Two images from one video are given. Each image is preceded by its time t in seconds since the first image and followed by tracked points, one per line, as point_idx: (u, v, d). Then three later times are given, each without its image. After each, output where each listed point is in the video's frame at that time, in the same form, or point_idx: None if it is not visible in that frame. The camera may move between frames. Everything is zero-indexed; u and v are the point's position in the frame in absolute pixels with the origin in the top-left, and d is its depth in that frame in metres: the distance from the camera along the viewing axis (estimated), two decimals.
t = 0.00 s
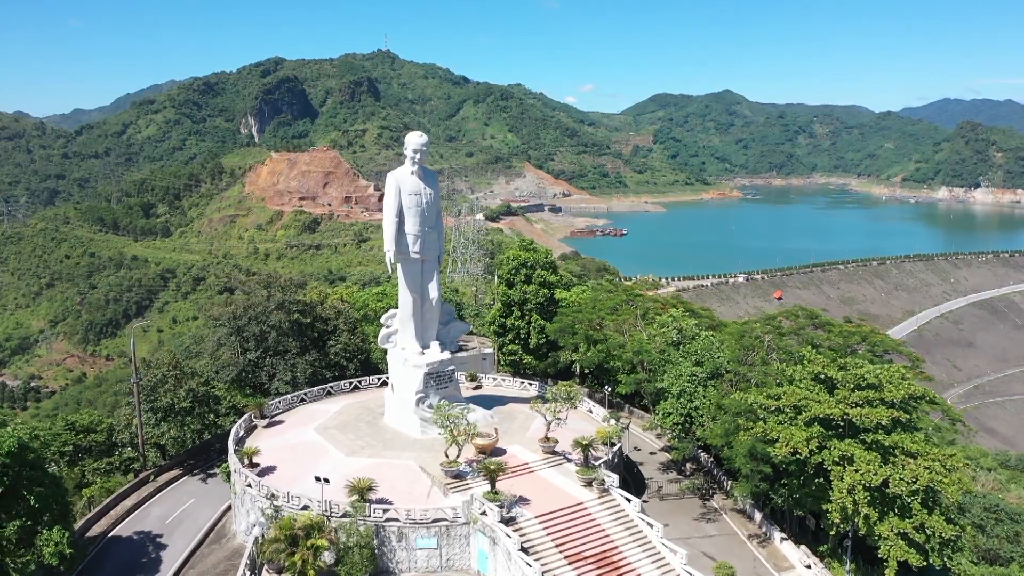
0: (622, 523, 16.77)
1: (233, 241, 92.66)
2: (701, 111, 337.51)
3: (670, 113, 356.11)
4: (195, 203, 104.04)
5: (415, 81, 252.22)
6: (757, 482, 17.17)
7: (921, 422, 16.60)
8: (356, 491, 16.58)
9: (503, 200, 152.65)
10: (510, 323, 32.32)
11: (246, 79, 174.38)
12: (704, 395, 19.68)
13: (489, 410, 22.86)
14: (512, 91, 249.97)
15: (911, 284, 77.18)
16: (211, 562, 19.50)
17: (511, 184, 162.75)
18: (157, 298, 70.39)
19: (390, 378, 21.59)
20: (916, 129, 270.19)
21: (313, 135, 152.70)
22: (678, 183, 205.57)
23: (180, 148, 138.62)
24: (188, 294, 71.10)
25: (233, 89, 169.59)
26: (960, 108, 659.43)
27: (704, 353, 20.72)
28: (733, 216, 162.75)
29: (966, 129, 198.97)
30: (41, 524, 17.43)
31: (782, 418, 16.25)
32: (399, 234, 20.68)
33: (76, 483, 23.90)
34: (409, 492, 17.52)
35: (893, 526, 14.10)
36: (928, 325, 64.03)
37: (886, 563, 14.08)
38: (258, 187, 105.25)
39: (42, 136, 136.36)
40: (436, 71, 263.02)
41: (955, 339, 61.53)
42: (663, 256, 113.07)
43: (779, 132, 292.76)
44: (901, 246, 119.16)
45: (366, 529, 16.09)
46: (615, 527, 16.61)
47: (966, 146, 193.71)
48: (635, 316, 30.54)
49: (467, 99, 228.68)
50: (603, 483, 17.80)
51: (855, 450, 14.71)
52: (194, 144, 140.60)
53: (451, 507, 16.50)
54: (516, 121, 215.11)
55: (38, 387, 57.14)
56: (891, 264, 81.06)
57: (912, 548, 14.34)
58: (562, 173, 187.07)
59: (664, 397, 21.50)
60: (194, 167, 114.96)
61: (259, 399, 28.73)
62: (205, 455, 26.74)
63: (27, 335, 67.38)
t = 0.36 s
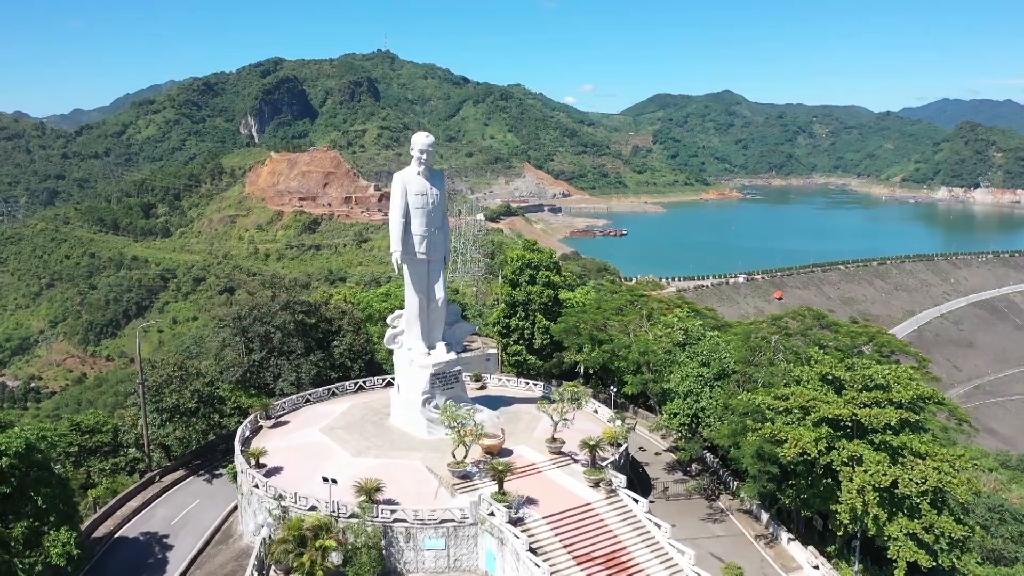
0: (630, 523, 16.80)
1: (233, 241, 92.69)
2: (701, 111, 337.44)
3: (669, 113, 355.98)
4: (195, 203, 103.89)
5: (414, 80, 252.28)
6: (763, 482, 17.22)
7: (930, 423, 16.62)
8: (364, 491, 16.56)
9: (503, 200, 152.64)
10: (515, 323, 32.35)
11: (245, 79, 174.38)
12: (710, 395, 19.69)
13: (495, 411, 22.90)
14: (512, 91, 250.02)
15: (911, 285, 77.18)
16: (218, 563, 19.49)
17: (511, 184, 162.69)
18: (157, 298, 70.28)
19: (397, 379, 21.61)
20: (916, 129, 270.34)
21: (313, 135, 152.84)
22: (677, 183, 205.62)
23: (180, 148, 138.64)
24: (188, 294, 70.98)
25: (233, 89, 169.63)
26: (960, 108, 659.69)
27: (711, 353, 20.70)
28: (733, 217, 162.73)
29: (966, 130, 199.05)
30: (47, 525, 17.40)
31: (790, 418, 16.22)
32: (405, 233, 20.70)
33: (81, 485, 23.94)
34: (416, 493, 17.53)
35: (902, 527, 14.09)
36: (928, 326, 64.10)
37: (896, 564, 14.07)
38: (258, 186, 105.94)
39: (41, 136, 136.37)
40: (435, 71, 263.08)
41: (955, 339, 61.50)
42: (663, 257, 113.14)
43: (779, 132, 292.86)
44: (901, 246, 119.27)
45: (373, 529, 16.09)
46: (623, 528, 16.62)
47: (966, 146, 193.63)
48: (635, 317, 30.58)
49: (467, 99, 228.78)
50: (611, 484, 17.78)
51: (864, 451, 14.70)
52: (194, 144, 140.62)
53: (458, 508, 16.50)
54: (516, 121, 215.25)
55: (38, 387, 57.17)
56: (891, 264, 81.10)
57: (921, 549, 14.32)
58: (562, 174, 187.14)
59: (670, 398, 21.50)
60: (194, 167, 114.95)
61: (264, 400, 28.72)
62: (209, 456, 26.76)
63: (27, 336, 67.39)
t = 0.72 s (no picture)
0: (636, 523, 16.78)
1: (230, 241, 92.61)
2: (698, 111, 338.04)
3: (666, 113, 356.26)
4: (192, 204, 103.67)
5: (411, 81, 252.31)
6: (770, 482, 17.22)
7: (936, 423, 16.63)
8: (370, 492, 16.56)
9: (501, 200, 152.72)
10: (517, 324, 32.28)
11: (242, 79, 174.23)
12: (715, 396, 19.71)
13: (499, 411, 22.91)
14: (509, 92, 250.23)
15: (908, 285, 77.30)
16: (223, 564, 19.46)
17: (509, 184, 162.71)
18: (155, 299, 69.98)
19: (401, 379, 21.59)
20: (913, 129, 270.85)
21: (310, 135, 152.84)
22: (675, 183, 205.82)
23: (177, 148, 138.55)
24: (185, 295, 70.82)
25: (230, 90, 169.59)
26: (957, 109, 661.21)
27: (715, 354, 20.72)
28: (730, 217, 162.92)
29: (963, 130, 199.41)
30: (52, 526, 17.26)
31: (796, 418, 16.26)
32: (410, 234, 20.69)
33: (84, 485, 23.89)
34: (422, 494, 17.53)
35: (909, 526, 14.08)
36: (926, 326, 64.21)
37: (903, 563, 14.07)
38: (256, 187, 105.91)
39: (38, 136, 136.26)
40: (433, 71, 263.14)
41: (952, 339, 61.58)
42: (661, 257, 113.27)
43: (776, 133, 293.28)
44: (899, 246, 119.61)
45: (380, 530, 16.07)
46: (629, 528, 16.61)
47: (962, 147, 193.96)
48: (634, 317, 30.56)
49: (464, 99, 228.88)
50: (616, 485, 17.80)
51: (870, 451, 14.71)
52: (191, 144, 140.46)
53: (465, 508, 16.50)
54: (513, 121, 215.35)
55: (36, 388, 57.15)
56: (888, 264, 81.19)
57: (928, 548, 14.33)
58: (559, 174, 187.27)
59: (674, 398, 21.52)
60: (191, 167, 114.90)
61: (267, 400, 28.72)
62: (212, 457, 26.72)
63: (24, 336, 67.36)
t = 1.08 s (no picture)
0: (642, 524, 16.79)
1: (228, 241, 92.55)
2: (695, 111, 338.41)
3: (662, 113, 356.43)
4: (189, 204, 103.54)
5: (408, 80, 252.45)
6: (776, 482, 17.23)
7: (942, 423, 16.66)
8: (376, 492, 16.55)
9: (498, 200, 152.76)
10: (519, 324, 32.38)
11: (238, 79, 174.10)
12: (720, 395, 19.74)
13: (503, 411, 22.93)
14: (506, 92, 250.37)
15: (905, 284, 77.40)
16: (229, 565, 19.45)
17: (505, 184, 162.83)
18: (152, 299, 69.29)
19: (406, 380, 21.59)
20: (909, 129, 271.39)
21: (307, 135, 152.77)
22: (672, 183, 206.01)
23: (173, 148, 138.34)
24: (182, 295, 70.50)
25: (226, 90, 169.44)
26: (952, 108, 662.39)
27: (720, 354, 20.77)
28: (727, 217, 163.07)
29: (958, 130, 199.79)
30: (57, 527, 17.31)
31: (803, 418, 16.26)
32: (415, 234, 20.69)
33: (88, 486, 23.85)
34: (428, 494, 17.52)
35: (917, 526, 14.10)
36: (923, 326, 64.33)
37: (911, 563, 14.06)
38: (253, 187, 105.83)
39: (34, 136, 136.07)
40: (429, 71, 263.09)
41: (949, 339, 61.64)
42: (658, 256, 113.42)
43: (772, 133, 293.72)
44: (895, 246, 119.79)
45: (386, 531, 16.04)
46: (635, 528, 16.63)
47: (958, 147, 194.30)
48: (639, 318, 30.61)
49: (461, 99, 228.94)
50: (622, 484, 17.82)
51: (878, 450, 14.72)
52: (188, 144, 140.32)
53: (471, 508, 16.49)
54: (510, 121, 215.42)
55: (32, 389, 57.03)
56: (884, 264, 81.32)
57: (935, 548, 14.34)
58: (556, 174, 187.41)
59: (679, 397, 21.54)
60: (188, 167, 114.79)
61: (269, 401, 28.71)
62: (215, 458, 26.68)
63: (20, 337, 67.24)
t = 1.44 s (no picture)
0: (647, 522, 16.80)
1: (224, 241, 92.43)
2: (690, 112, 339.01)
3: (658, 114, 356.88)
4: (184, 205, 103.38)
5: (404, 80, 252.39)
6: (781, 482, 17.25)
7: (946, 422, 16.68)
8: (382, 492, 16.57)
9: (493, 201, 152.83)
10: (520, 324, 32.45)
11: (233, 79, 173.90)
12: (724, 395, 19.78)
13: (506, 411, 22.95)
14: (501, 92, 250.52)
15: (900, 284, 77.51)
16: (234, 565, 19.43)
17: (501, 184, 163.01)
18: (147, 300, 69.43)
19: (410, 380, 21.61)
20: (903, 130, 272.07)
21: (302, 135, 152.72)
22: (667, 183, 206.25)
23: (168, 148, 138.09)
24: (178, 296, 70.38)
25: (221, 90, 169.23)
26: (947, 108, 663.96)
27: (724, 354, 20.78)
28: (723, 217, 163.25)
29: (952, 131, 200.37)
30: (61, 529, 17.12)
31: (809, 418, 16.28)
32: (419, 234, 20.71)
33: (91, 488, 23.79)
34: (433, 493, 17.53)
35: (923, 524, 14.12)
36: (918, 326, 64.49)
37: (918, 562, 14.04)
38: (248, 187, 105.83)
39: (28, 137, 135.88)
40: (425, 71, 263.06)
41: (944, 339, 61.78)
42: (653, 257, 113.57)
43: (767, 133, 294.18)
44: (890, 246, 120.01)
45: (393, 530, 16.01)
46: (640, 526, 16.64)
47: (952, 147, 194.80)
48: (641, 317, 30.65)
49: (456, 99, 229.00)
50: (628, 484, 17.81)
51: (885, 449, 14.72)
52: (183, 145, 140.13)
53: (477, 508, 16.49)
54: (506, 121, 215.58)
55: (27, 390, 56.88)
56: (880, 264, 81.45)
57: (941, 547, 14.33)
58: (552, 174, 187.56)
59: (682, 397, 21.60)
60: (183, 168, 114.64)
61: (271, 401, 28.64)
62: (217, 458, 26.63)
63: (15, 338, 67.11)
